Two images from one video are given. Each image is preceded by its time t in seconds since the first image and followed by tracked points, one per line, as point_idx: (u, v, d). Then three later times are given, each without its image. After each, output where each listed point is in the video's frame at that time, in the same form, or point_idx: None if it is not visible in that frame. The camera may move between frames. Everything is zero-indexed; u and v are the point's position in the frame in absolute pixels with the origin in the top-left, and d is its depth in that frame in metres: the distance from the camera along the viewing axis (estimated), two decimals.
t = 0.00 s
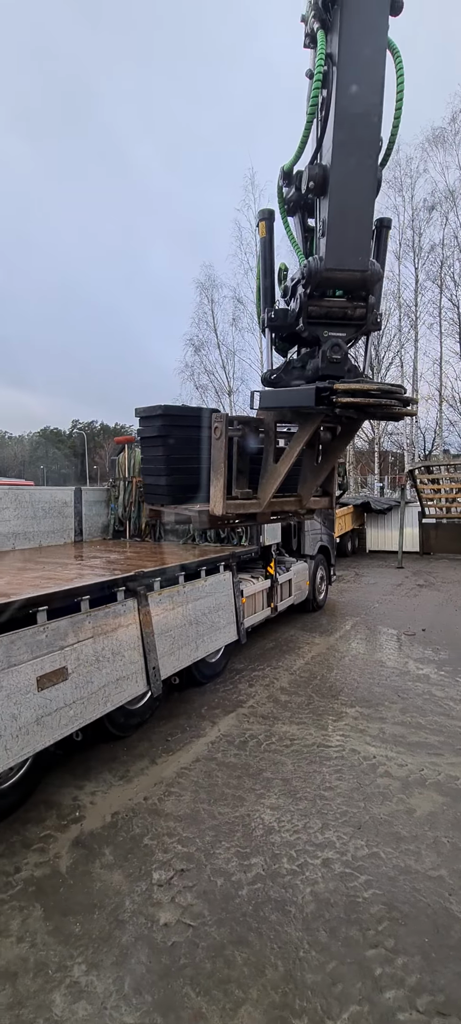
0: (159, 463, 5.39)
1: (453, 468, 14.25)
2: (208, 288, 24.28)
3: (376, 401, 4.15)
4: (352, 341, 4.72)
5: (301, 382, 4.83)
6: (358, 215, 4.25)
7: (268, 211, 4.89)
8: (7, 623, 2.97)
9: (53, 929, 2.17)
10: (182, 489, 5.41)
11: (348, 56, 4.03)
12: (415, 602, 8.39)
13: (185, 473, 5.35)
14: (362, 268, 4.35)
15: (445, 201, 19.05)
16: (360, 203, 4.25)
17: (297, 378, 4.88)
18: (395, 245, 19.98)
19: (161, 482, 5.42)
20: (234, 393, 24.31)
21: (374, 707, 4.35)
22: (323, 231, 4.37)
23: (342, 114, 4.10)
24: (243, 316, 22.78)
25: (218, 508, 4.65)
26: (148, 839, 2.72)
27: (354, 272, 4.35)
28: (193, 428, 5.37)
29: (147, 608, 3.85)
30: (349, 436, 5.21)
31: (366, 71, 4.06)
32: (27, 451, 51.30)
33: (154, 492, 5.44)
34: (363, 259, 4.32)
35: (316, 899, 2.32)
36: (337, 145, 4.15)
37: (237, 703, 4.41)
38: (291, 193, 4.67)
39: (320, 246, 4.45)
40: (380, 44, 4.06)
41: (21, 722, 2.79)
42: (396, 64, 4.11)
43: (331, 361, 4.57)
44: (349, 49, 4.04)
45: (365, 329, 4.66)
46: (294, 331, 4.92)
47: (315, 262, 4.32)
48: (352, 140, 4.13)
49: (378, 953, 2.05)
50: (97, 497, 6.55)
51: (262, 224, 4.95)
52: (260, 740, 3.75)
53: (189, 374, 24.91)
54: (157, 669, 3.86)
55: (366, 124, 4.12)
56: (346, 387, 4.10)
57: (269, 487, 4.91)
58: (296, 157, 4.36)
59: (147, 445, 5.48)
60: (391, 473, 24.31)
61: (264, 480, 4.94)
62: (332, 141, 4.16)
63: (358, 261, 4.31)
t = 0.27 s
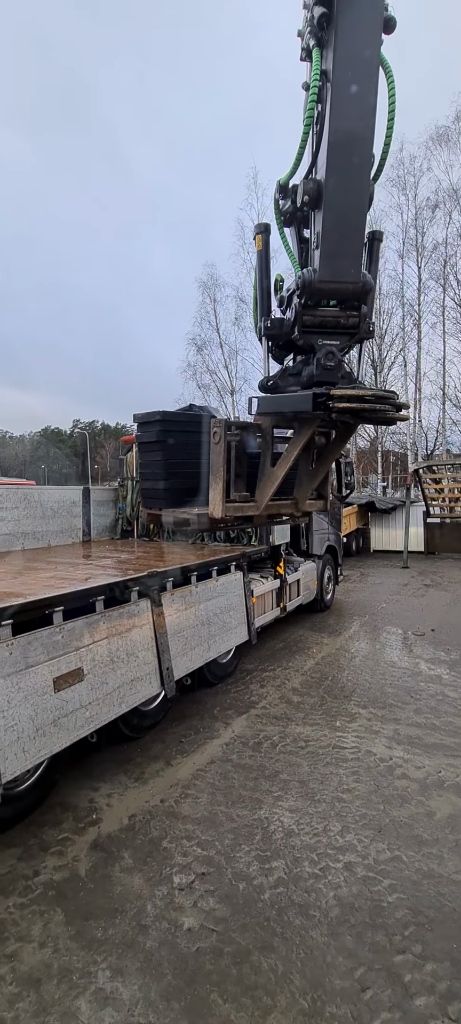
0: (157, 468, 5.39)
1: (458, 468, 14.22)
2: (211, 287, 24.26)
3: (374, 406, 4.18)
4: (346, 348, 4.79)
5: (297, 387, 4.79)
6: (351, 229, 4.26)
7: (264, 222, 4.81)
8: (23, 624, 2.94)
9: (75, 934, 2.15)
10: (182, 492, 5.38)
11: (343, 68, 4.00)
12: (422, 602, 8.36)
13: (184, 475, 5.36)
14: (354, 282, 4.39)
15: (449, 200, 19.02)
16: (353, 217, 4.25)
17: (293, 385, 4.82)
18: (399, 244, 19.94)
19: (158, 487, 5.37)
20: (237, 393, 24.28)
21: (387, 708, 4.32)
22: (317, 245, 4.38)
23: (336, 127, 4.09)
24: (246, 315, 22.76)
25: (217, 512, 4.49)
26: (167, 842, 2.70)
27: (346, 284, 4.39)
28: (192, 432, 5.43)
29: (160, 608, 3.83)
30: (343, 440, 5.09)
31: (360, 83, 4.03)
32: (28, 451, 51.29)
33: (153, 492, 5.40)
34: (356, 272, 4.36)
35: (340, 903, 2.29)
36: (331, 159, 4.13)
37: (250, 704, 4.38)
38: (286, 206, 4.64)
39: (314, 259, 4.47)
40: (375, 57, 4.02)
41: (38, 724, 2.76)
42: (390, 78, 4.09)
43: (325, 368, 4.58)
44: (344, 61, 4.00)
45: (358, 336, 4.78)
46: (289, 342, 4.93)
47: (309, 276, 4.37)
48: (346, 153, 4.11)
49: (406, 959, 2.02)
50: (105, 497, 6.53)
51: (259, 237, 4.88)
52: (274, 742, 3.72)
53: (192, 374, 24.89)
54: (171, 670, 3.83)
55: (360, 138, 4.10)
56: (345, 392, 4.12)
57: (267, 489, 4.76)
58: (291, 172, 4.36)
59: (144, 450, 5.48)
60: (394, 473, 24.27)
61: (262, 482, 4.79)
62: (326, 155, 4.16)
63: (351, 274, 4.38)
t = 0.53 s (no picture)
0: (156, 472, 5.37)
1: None
2: (214, 286, 24.23)
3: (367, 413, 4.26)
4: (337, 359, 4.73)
5: (292, 395, 4.75)
6: (345, 241, 4.23)
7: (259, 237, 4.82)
8: (38, 625, 2.92)
9: (96, 938, 2.12)
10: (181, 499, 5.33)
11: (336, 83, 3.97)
12: (429, 602, 8.33)
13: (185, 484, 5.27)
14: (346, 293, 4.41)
15: (453, 199, 18.98)
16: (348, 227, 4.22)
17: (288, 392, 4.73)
18: (402, 243, 19.88)
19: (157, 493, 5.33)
20: (239, 393, 24.25)
21: (400, 709, 4.29)
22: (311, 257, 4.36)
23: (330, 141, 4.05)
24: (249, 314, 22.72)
25: (216, 517, 4.35)
26: (184, 845, 2.67)
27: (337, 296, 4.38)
28: (189, 438, 5.40)
29: (172, 608, 3.81)
30: (338, 444, 5.08)
31: (354, 93, 3.99)
32: (30, 450, 51.31)
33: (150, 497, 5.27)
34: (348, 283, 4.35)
35: (363, 907, 2.27)
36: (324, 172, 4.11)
37: (261, 705, 4.36)
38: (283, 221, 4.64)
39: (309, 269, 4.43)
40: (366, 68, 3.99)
41: (53, 726, 2.74)
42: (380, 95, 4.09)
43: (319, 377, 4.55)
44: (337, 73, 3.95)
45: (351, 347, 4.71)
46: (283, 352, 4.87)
47: (303, 286, 4.35)
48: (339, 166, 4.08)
49: (432, 965, 1.99)
50: (113, 496, 6.51)
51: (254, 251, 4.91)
52: (288, 743, 3.69)
53: (195, 374, 24.87)
54: (183, 671, 3.81)
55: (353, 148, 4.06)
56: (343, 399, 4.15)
57: (265, 493, 4.67)
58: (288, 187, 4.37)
59: (140, 455, 5.41)
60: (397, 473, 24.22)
61: (259, 487, 4.71)
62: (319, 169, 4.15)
63: (344, 285, 4.34)
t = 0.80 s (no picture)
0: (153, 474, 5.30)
1: None
2: (217, 286, 24.19)
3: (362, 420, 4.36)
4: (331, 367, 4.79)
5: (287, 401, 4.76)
6: (337, 256, 4.26)
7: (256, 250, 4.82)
8: (53, 625, 2.90)
9: (115, 942, 2.10)
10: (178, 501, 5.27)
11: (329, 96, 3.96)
12: (436, 602, 8.30)
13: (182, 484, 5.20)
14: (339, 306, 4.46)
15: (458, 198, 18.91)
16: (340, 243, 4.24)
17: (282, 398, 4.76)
18: (406, 243, 19.82)
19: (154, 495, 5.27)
20: (242, 392, 24.22)
21: (411, 710, 4.27)
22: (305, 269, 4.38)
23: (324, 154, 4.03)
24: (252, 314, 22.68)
25: (215, 518, 4.40)
26: (200, 847, 2.65)
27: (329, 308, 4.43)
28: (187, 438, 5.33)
29: (184, 608, 3.78)
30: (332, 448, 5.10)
31: (346, 109, 3.98)
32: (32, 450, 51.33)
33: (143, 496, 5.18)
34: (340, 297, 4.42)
35: (383, 911, 2.24)
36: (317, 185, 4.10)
37: (272, 706, 4.33)
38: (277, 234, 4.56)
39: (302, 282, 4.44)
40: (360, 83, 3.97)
41: (68, 727, 2.72)
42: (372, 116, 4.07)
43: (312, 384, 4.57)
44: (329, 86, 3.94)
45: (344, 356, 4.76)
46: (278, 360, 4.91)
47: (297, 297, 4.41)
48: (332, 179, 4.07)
49: (456, 971, 1.96)
50: (120, 496, 6.49)
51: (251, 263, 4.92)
52: (300, 745, 3.67)
53: (198, 373, 24.84)
54: (195, 671, 3.79)
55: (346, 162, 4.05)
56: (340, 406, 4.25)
57: (261, 496, 4.67)
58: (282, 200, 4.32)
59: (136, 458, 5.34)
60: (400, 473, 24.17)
61: (255, 488, 4.71)
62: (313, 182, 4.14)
63: (336, 298, 4.40)
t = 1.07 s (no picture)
0: (152, 475, 5.18)
1: None
2: (220, 285, 24.16)
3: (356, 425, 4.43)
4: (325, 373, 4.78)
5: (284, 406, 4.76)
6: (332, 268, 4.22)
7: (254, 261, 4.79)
8: (65, 625, 2.88)
9: (131, 944, 2.09)
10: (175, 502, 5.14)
11: (325, 106, 3.86)
12: (443, 603, 8.27)
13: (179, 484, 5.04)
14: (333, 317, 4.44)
15: None
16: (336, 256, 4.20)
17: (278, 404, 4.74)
18: (411, 242, 19.75)
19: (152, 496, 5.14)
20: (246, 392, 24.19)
21: (422, 711, 4.24)
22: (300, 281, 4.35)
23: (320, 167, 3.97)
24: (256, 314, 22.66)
25: (215, 518, 4.39)
26: (214, 849, 2.63)
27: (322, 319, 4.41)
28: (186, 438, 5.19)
29: (194, 608, 3.76)
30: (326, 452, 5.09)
31: (341, 124, 3.91)
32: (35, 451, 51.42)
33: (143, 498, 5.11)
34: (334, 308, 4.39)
35: (402, 915, 2.22)
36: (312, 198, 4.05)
37: (282, 707, 4.31)
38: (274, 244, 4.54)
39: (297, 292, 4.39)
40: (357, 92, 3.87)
41: (81, 728, 2.71)
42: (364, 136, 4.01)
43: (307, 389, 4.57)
44: (325, 97, 3.84)
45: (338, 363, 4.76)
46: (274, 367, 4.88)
47: (291, 307, 4.39)
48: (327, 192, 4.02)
49: None
50: (127, 496, 6.48)
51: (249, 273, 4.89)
52: (312, 746, 3.65)
53: (201, 373, 24.83)
54: (205, 672, 3.77)
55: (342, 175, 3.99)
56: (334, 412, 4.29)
57: (258, 496, 4.63)
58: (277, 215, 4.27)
59: (134, 459, 5.22)
60: (404, 473, 24.14)
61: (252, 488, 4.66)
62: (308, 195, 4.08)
63: (329, 309, 4.36)
